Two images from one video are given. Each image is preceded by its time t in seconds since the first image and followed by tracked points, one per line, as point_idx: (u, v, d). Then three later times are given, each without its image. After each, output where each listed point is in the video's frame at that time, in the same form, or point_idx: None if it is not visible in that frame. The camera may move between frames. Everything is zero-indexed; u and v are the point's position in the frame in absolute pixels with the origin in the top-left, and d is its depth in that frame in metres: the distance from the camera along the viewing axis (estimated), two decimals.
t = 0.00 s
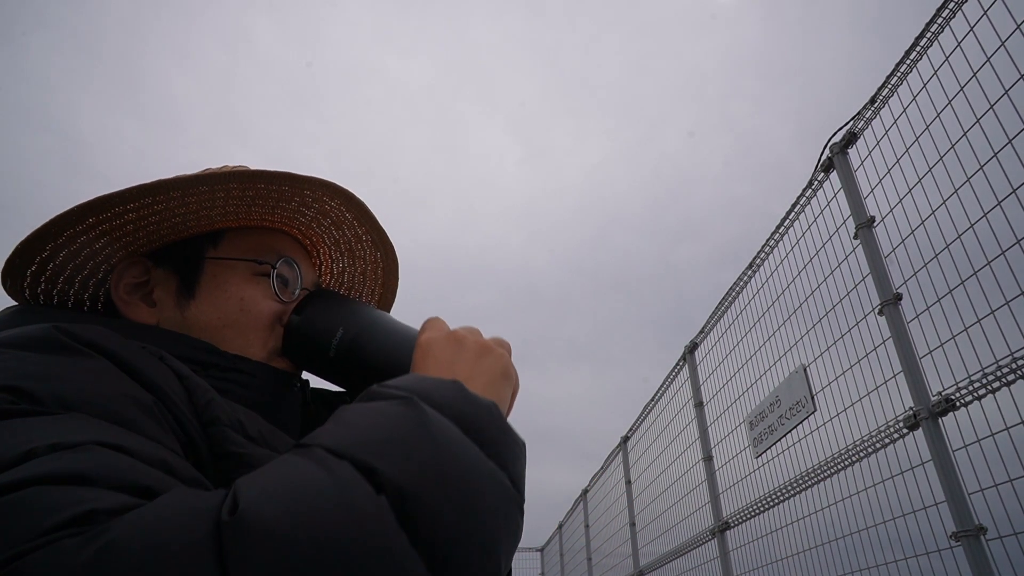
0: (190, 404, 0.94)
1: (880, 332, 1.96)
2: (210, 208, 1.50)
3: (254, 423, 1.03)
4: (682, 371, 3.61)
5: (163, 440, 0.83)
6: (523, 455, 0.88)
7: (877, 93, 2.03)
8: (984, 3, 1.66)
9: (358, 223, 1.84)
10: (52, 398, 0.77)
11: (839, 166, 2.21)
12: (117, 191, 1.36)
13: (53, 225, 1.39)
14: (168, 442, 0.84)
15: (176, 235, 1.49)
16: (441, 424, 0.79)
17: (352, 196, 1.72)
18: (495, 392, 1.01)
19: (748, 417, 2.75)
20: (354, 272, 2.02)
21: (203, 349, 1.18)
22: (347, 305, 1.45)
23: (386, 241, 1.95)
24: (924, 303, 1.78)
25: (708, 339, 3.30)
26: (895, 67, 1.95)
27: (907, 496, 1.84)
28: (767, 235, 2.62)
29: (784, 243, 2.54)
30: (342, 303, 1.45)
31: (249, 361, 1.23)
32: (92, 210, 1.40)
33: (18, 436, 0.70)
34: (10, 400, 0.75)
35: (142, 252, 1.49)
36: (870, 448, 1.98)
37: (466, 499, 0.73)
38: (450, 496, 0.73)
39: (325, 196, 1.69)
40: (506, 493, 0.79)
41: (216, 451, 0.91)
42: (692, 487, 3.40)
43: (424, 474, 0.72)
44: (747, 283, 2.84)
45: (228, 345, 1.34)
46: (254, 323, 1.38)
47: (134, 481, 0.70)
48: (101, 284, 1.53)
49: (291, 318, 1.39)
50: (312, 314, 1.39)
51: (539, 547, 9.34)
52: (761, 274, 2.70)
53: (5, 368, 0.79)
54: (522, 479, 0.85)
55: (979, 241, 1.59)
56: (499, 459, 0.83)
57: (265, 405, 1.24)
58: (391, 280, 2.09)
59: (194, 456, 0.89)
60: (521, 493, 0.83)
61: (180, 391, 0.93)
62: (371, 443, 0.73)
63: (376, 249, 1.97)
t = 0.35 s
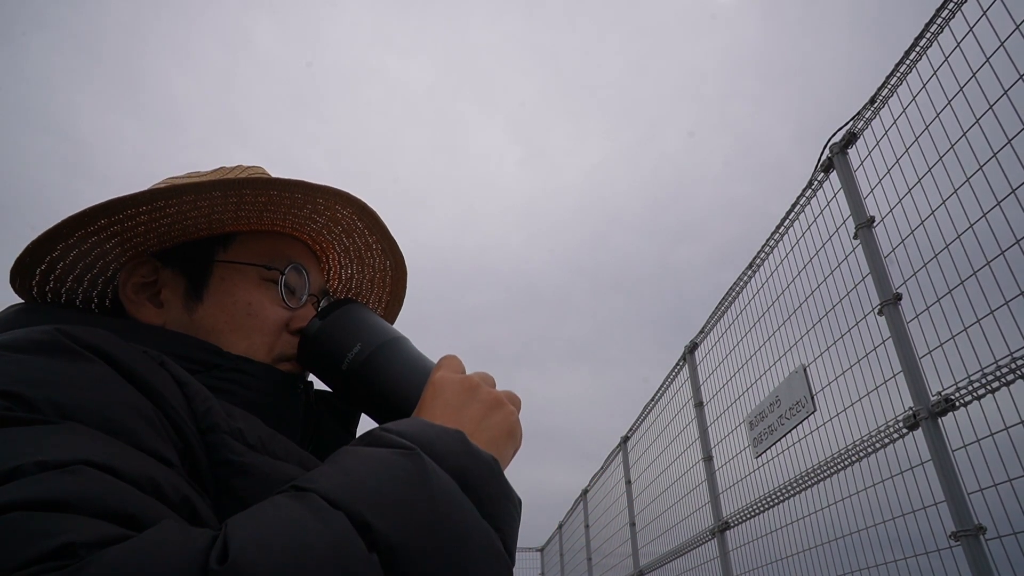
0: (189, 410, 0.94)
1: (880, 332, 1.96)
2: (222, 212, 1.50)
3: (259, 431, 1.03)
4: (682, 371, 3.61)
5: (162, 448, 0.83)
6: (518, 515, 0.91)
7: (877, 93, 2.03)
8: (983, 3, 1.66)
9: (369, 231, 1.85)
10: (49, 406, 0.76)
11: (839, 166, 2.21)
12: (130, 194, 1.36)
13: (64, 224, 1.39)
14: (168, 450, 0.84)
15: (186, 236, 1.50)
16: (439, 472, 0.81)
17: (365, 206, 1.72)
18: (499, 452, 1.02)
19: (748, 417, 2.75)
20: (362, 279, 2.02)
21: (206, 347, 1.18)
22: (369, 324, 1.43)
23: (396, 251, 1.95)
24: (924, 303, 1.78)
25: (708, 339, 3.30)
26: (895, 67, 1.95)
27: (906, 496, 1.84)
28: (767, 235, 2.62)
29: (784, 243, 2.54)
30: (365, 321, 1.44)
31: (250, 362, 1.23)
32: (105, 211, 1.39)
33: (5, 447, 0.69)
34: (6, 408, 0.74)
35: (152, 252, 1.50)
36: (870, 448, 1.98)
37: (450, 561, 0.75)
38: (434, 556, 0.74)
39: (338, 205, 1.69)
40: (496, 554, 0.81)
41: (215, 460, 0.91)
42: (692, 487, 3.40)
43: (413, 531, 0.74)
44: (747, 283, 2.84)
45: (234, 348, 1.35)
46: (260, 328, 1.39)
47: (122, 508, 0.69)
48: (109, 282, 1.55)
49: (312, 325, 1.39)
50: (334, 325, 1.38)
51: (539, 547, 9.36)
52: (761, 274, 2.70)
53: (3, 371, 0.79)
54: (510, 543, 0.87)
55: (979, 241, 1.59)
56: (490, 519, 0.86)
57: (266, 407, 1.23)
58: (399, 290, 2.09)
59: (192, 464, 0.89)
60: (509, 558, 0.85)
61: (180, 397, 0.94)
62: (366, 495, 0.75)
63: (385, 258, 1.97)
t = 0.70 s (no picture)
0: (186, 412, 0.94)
1: (880, 332, 1.96)
2: (218, 218, 1.51)
3: (256, 432, 1.03)
4: (682, 371, 3.61)
5: (156, 451, 0.82)
6: None
7: (877, 93, 2.03)
8: (984, 3, 1.66)
9: (366, 237, 1.85)
10: (38, 409, 0.76)
11: (839, 166, 2.21)
12: (124, 198, 1.37)
13: (61, 226, 1.41)
14: (163, 453, 0.83)
15: (182, 240, 1.50)
16: (483, 527, 0.75)
17: (361, 213, 1.72)
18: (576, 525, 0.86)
19: (748, 417, 2.75)
20: (359, 283, 2.03)
21: (203, 348, 1.19)
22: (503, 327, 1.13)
23: (393, 257, 1.95)
24: (924, 303, 1.78)
25: (708, 339, 3.30)
26: (895, 67, 1.95)
27: (907, 496, 1.84)
28: (767, 236, 2.62)
29: (784, 243, 2.54)
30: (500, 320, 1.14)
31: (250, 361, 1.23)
32: (101, 213, 1.41)
33: None
34: None
35: (147, 254, 1.51)
36: (870, 448, 1.97)
37: None
38: None
39: (334, 211, 1.70)
40: None
41: (213, 463, 0.91)
42: (692, 487, 3.40)
43: None
44: (746, 284, 2.84)
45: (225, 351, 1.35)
46: (253, 331, 1.38)
47: (92, 524, 0.67)
48: (104, 284, 1.56)
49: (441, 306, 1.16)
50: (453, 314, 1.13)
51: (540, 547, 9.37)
52: (761, 275, 2.70)
53: None
54: None
55: (979, 242, 1.59)
56: None
57: (262, 408, 1.22)
58: (396, 296, 2.09)
59: (189, 467, 0.89)
60: None
61: (177, 399, 0.94)
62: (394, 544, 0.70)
63: (382, 264, 1.98)
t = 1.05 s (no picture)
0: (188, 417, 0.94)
1: (880, 332, 1.96)
2: (231, 218, 1.52)
3: (262, 437, 1.03)
4: (682, 371, 3.62)
5: (150, 462, 0.83)
6: None
7: (877, 93, 2.03)
8: (983, 3, 1.66)
9: (377, 237, 1.88)
10: (33, 420, 0.76)
11: (839, 166, 2.22)
12: (141, 196, 1.39)
13: (76, 222, 1.42)
14: (157, 463, 0.84)
15: (195, 238, 1.51)
16: None
17: (373, 214, 1.75)
18: None
19: (748, 417, 2.75)
20: (369, 282, 2.06)
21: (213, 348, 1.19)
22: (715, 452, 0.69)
23: (404, 258, 1.98)
24: (924, 303, 1.78)
25: (708, 339, 3.30)
26: (895, 68, 1.96)
27: (906, 496, 1.84)
28: (767, 236, 2.63)
29: (784, 243, 2.54)
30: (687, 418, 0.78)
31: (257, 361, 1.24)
32: (117, 210, 1.43)
33: None
34: None
35: (160, 251, 1.52)
36: (870, 447, 1.98)
37: None
38: None
39: (346, 211, 1.73)
40: None
41: (214, 468, 0.91)
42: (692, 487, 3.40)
43: None
44: (746, 284, 2.84)
45: (238, 349, 1.35)
46: (265, 329, 1.39)
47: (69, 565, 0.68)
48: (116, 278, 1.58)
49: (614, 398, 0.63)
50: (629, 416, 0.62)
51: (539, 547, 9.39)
52: (762, 275, 2.71)
53: None
54: None
55: (978, 242, 1.59)
56: None
57: (274, 408, 1.23)
58: (405, 295, 2.12)
59: (187, 473, 0.89)
60: None
61: (178, 403, 0.94)
62: None
63: (392, 264, 2.01)
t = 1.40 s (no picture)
0: (188, 419, 0.94)
1: (880, 332, 1.96)
2: (233, 222, 1.53)
3: (260, 439, 1.02)
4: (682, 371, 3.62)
5: (152, 462, 0.83)
6: None
7: (877, 93, 2.03)
8: (984, 3, 1.66)
9: (380, 246, 1.88)
10: (33, 419, 0.76)
11: (839, 166, 2.21)
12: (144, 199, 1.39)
13: (78, 222, 1.42)
14: (157, 463, 0.84)
15: (196, 240, 1.51)
16: None
17: (375, 222, 1.75)
18: None
19: (748, 417, 2.75)
20: (370, 289, 2.06)
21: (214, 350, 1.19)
22: (710, 461, 0.86)
23: (406, 267, 1.99)
24: (924, 303, 1.78)
25: (708, 339, 3.30)
26: (895, 67, 1.95)
27: (907, 495, 1.84)
28: (767, 236, 2.62)
29: (784, 243, 2.54)
30: (708, 445, 0.87)
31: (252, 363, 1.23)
32: (119, 212, 1.43)
33: None
34: None
35: (161, 253, 1.52)
36: (870, 448, 1.97)
37: None
38: None
39: (349, 219, 1.72)
40: None
41: (212, 470, 0.90)
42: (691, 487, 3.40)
43: None
44: (746, 284, 2.84)
45: (237, 352, 1.34)
46: (265, 333, 1.39)
47: (66, 562, 0.67)
48: (117, 279, 1.58)
49: (624, 405, 0.90)
50: (636, 418, 0.88)
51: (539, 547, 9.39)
52: (761, 275, 2.70)
53: None
54: None
55: (979, 242, 1.59)
56: None
57: (274, 411, 1.23)
58: (406, 303, 2.12)
59: (187, 475, 0.89)
60: None
61: (178, 405, 0.94)
62: None
63: (395, 272, 2.01)
